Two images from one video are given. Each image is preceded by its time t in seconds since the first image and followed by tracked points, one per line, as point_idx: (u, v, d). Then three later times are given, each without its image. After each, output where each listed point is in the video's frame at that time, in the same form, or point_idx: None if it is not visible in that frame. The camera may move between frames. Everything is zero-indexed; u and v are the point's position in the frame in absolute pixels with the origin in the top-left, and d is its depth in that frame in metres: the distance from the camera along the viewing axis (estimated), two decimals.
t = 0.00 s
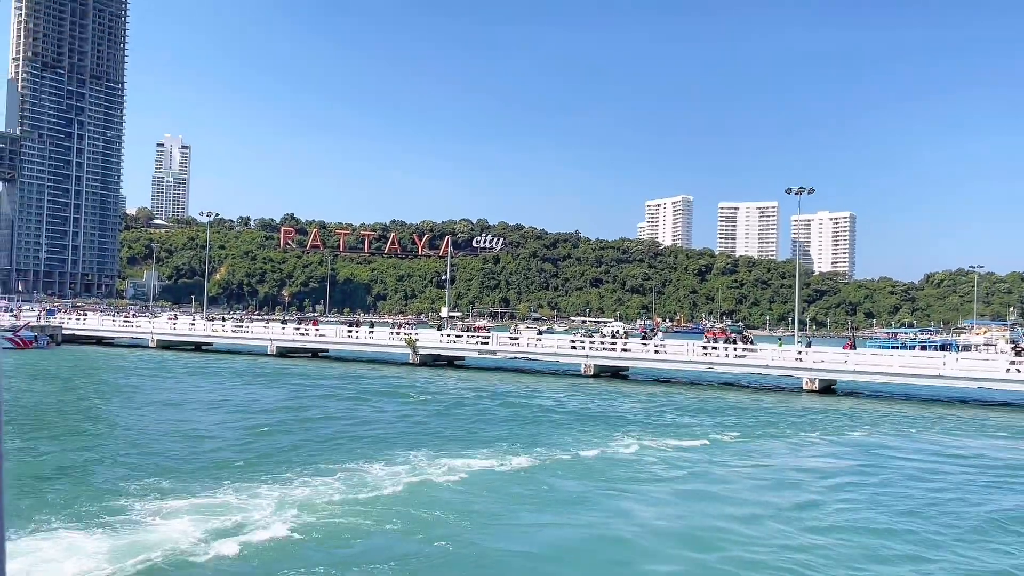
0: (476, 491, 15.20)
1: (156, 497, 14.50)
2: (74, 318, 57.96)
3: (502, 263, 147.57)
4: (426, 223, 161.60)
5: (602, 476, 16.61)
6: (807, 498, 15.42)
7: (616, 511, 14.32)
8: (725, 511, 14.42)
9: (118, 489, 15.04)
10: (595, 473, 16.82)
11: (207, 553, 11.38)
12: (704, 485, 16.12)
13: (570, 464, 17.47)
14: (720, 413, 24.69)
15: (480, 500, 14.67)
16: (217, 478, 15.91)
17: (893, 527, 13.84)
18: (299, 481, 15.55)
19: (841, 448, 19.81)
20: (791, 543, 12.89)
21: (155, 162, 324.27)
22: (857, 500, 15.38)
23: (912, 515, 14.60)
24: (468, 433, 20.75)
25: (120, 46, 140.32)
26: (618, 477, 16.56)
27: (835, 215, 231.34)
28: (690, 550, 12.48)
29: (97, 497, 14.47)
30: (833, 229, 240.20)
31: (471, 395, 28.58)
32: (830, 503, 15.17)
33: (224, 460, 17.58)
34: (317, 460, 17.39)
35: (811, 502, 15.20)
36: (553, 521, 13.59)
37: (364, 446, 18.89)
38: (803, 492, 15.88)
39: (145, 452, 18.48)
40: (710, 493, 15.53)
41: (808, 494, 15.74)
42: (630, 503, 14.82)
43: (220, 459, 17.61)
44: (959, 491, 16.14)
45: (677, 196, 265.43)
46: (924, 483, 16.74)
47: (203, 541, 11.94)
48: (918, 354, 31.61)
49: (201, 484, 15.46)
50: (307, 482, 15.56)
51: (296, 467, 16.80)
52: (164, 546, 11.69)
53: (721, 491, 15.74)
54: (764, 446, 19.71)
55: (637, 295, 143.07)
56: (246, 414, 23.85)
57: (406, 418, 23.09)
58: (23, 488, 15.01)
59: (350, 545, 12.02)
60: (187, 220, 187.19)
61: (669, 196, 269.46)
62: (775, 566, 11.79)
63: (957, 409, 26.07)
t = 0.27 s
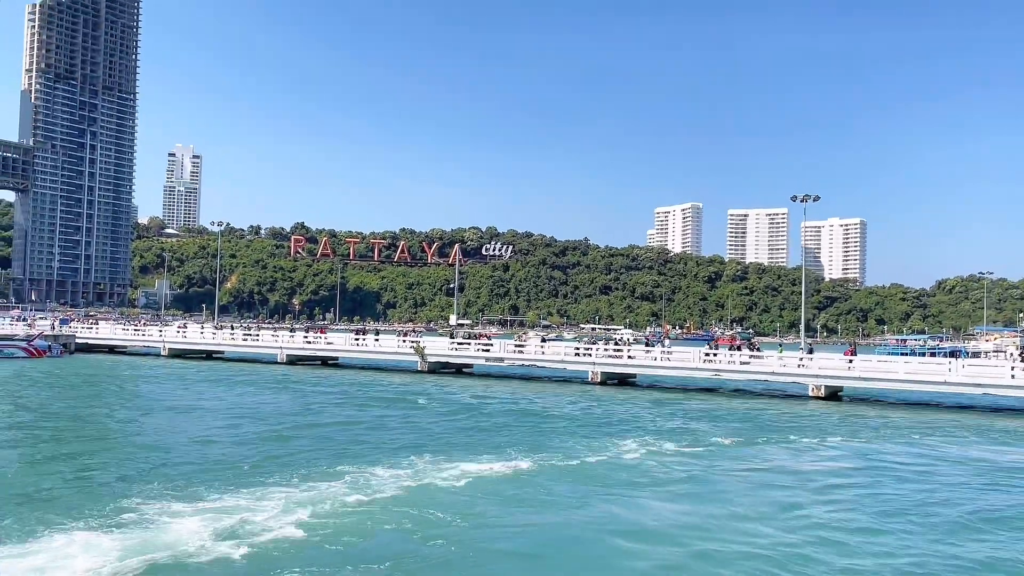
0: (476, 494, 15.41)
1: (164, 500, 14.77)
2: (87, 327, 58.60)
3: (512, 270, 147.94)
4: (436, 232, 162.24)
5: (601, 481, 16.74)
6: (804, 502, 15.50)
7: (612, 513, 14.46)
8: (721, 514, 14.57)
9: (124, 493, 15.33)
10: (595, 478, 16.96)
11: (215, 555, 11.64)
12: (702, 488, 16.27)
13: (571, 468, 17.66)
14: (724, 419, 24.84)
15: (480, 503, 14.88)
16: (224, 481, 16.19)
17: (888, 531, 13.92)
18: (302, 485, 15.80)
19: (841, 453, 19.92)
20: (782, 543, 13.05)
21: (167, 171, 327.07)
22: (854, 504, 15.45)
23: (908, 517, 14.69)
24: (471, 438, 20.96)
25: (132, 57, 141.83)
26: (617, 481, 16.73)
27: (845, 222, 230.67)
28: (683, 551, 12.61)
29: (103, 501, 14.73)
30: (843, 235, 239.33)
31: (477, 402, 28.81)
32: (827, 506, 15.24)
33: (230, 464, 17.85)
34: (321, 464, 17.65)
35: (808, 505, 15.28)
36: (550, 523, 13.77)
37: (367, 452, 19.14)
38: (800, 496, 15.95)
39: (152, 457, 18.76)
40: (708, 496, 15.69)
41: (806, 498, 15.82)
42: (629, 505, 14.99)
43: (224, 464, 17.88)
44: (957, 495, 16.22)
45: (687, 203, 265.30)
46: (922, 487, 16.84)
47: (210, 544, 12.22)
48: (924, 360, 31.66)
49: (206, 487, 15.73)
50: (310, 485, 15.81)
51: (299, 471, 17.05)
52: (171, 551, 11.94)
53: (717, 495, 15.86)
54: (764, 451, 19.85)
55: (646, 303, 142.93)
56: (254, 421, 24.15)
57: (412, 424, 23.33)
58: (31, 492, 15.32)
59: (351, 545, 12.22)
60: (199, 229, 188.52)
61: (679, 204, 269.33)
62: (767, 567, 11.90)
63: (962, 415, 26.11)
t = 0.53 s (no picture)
0: (478, 499, 15.65)
1: (175, 502, 15.11)
2: (98, 335, 59.18)
3: (521, 278, 148.25)
4: (445, 239, 162.71)
5: (603, 487, 16.95)
6: (803, 509, 15.68)
7: (613, 517, 14.77)
8: (719, 519, 14.85)
9: (136, 496, 15.69)
10: (596, 482, 17.23)
11: (220, 557, 11.93)
12: (702, 494, 16.49)
13: (573, 473, 17.90)
14: (727, 425, 25.02)
15: (482, 507, 15.12)
16: (232, 486, 16.50)
17: (883, 537, 14.18)
18: (309, 489, 16.09)
19: (842, 459, 20.10)
20: (779, 548, 13.32)
21: (177, 180, 329.30)
22: (852, 512, 15.62)
23: (903, 524, 14.94)
24: (476, 444, 21.21)
25: (142, 66, 143.13)
26: (619, 486, 16.94)
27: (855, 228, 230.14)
28: (682, 554, 12.89)
29: (116, 503, 15.10)
30: (853, 241, 238.61)
31: (484, 408, 29.07)
32: (825, 514, 15.43)
33: (239, 469, 18.21)
34: (328, 469, 17.95)
35: (806, 512, 15.47)
36: (550, 528, 14.00)
37: (373, 456, 19.42)
38: (800, 503, 16.13)
39: (163, 462, 19.14)
40: (707, 502, 15.88)
41: (805, 505, 15.99)
42: (629, 511, 15.21)
43: (234, 469, 18.22)
44: (954, 503, 16.43)
45: (695, 210, 265.06)
46: (921, 495, 16.99)
47: (219, 544, 12.52)
48: (928, 367, 31.79)
49: (214, 492, 16.03)
50: (316, 489, 16.10)
51: (306, 475, 17.36)
52: (181, 549, 12.29)
53: (717, 500, 16.11)
54: (766, 457, 20.03)
55: (655, 310, 142.79)
56: (263, 427, 24.47)
57: (420, 430, 23.61)
58: (47, 496, 15.71)
59: (358, 547, 12.52)
60: (209, 237, 189.56)
61: (687, 210, 269.06)
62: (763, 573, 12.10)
63: (965, 422, 26.23)
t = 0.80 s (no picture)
0: (479, 502, 15.84)
1: (180, 506, 15.29)
2: (108, 343, 59.61)
3: (529, 285, 148.48)
4: (453, 247, 163.18)
5: (602, 490, 17.12)
6: (798, 512, 15.79)
7: (612, 519, 14.91)
8: (717, 522, 14.95)
9: (141, 499, 15.87)
10: (596, 486, 17.37)
11: (220, 558, 12.09)
12: (698, 498, 16.61)
13: (572, 479, 18.01)
14: (729, 430, 25.20)
15: (481, 509, 15.26)
16: (236, 488, 16.71)
17: (877, 538, 14.28)
18: (311, 492, 16.24)
19: (842, 464, 20.21)
20: (774, 550, 13.38)
21: (187, 188, 331.43)
22: (848, 515, 15.74)
23: (900, 525, 15.02)
24: (479, 449, 21.37)
25: (152, 76, 144.54)
26: (618, 491, 17.05)
27: (864, 234, 229.52)
28: (678, 556, 13.00)
29: (122, 507, 15.29)
30: (862, 247, 237.82)
31: (489, 414, 29.29)
32: (821, 517, 15.54)
33: (243, 473, 18.40)
34: (330, 474, 18.13)
35: (801, 515, 15.57)
36: (549, 530, 14.15)
37: (375, 462, 19.64)
38: (797, 507, 16.20)
39: (169, 466, 19.32)
40: (703, 507, 16.01)
41: (802, 508, 16.07)
42: (625, 513, 15.36)
43: (239, 472, 18.43)
44: (953, 505, 16.50)
45: (703, 216, 264.83)
46: (919, 498, 17.05)
47: (216, 546, 12.69)
48: (932, 373, 31.96)
49: (217, 495, 16.23)
50: (318, 492, 16.26)
51: (309, 479, 17.54)
52: (179, 551, 12.45)
53: (713, 503, 16.28)
54: (767, 462, 20.14)
55: (664, 316, 142.69)
56: (269, 433, 24.68)
57: (425, 435, 23.81)
58: (54, 500, 15.91)
59: (358, 549, 12.65)
60: (218, 246, 190.57)
61: (695, 217, 268.89)
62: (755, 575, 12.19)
63: (968, 427, 26.33)
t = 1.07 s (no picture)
0: (479, 503, 16.19)
1: (189, 507, 15.59)
2: (118, 350, 60.19)
3: (537, 291, 148.92)
4: (461, 253, 163.81)
5: (601, 491, 17.41)
6: (794, 513, 16.05)
7: (610, 521, 15.16)
8: (714, 523, 15.17)
9: (151, 501, 16.25)
10: (595, 488, 17.62)
11: (225, 556, 12.46)
12: (696, 500, 16.89)
13: (572, 481, 18.31)
14: (731, 434, 25.45)
15: (481, 510, 15.60)
16: (243, 490, 17.10)
17: (870, 537, 14.53)
18: (315, 494, 16.61)
19: (841, 467, 20.44)
20: (768, 549, 13.65)
21: (196, 196, 333.56)
22: (844, 515, 15.99)
23: (894, 526, 15.22)
24: (482, 452, 21.70)
25: (161, 85, 145.67)
26: (617, 492, 17.36)
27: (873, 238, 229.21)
28: (673, 555, 13.29)
29: (132, 508, 15.59)
30: (871, 252, 237.35)
31: (494, 419, 29.62)
32: (817, 517, 15.79)
33: (250, 475, 18.72)
34: (335, 476, 18.50)
35: (796, 516, 15.83)
36: (547, 530, 14.46)
37: (380, 464, 20.00)
38: (794, 508, 16.46)
39: (178, 470, 19.66)
40: (701, 508, 16.28)
41: (798, 509, 16.34)
42: (623, 514, 15.65)
43: (246, 475, 18.81)
44: (947, 507, 16.70)
45: (712, 222, 264.90)
46: (915, 500, 17.27)
47: (221, 546, 13.00)
48: (935, 378, 32.13)
49: (224, 496, 16.63)
50: (322, 494, 16.63)
51: (314, 481, 17.90)
52: (185, 550, 12.78)
53: (711, 504, 16.55)
54: (766, 465, 20.40)
55: (672, 322, 142.78)
56: (277, 436, 25.09)
57: (430, 439, 24.16)
58: (66, 502, 16.25)
59: (361, 550, 12.92)
60: (227, 253, 191.63)
61: (703, 222, 268.69)
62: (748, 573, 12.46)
63: (969, 431, 26.50)
